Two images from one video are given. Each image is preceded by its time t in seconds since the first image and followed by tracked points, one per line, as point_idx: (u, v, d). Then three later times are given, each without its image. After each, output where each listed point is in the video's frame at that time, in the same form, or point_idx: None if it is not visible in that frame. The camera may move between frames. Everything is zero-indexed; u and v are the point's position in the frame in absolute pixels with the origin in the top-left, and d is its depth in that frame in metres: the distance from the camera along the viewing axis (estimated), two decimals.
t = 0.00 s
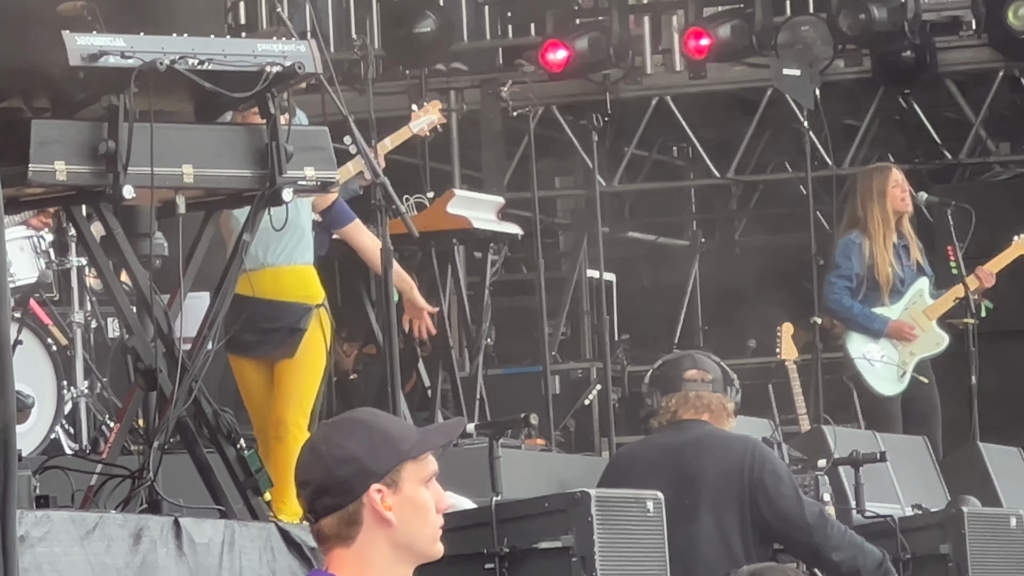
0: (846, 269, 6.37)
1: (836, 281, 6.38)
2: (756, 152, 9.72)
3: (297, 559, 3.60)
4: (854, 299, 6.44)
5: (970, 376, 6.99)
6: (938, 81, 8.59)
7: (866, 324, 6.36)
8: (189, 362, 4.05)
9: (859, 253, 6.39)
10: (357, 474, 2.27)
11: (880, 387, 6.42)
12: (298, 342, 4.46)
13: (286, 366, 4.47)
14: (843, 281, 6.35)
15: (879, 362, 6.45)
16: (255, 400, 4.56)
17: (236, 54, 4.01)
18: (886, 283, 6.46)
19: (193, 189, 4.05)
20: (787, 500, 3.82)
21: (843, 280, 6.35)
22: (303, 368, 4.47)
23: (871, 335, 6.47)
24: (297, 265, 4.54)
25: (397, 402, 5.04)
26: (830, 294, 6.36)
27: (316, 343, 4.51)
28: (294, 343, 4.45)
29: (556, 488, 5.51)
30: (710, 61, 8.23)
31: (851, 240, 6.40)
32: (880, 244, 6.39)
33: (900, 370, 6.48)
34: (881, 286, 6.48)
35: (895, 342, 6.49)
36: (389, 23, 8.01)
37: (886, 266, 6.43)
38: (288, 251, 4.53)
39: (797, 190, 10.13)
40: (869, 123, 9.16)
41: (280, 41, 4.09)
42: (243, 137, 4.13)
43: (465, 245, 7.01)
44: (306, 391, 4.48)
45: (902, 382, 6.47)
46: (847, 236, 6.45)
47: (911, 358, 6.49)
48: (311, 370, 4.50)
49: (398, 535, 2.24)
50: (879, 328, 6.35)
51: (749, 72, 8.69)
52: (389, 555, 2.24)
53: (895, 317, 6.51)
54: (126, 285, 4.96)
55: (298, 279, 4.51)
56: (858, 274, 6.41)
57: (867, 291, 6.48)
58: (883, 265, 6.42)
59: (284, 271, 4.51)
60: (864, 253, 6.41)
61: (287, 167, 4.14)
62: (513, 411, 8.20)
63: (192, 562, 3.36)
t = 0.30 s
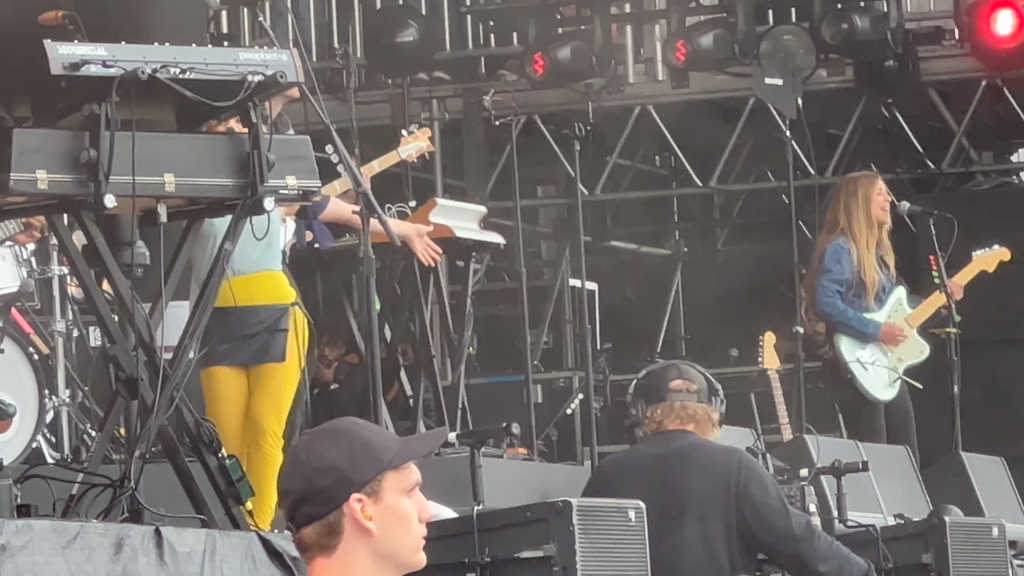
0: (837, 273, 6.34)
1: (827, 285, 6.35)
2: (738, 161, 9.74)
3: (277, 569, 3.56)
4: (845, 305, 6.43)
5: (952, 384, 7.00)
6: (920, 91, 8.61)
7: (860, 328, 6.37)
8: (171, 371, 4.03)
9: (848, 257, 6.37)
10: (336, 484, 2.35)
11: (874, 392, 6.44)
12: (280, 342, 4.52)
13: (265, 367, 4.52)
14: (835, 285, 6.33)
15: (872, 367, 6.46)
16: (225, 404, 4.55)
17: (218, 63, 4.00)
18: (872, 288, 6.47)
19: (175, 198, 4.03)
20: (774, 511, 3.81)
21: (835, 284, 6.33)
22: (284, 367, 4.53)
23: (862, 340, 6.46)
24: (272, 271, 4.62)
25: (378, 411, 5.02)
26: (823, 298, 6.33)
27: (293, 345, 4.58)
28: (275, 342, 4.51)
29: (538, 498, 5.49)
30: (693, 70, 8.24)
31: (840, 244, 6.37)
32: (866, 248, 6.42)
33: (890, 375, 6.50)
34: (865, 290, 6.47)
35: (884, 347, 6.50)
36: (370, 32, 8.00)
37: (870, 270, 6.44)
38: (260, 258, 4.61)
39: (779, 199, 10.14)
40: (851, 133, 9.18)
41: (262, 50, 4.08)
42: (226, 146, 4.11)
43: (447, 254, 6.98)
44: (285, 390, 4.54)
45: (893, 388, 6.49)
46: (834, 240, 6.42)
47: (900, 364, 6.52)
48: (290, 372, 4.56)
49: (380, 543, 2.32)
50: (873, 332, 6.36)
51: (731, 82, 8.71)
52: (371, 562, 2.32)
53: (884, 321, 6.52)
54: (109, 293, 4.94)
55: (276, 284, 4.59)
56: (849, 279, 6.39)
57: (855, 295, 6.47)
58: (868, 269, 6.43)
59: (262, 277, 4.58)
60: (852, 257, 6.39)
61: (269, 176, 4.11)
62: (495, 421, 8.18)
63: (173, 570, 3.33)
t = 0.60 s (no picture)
0: (833, 276, 6.28)
1: (824, 287, 6.29)
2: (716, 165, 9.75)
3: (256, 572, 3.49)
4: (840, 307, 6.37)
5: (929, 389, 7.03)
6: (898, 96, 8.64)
7: (858, 330, 6.30)
8: (149, 374, 4.01)
9: (841, 260, 6.34)
10: (315, 487, 2.35)
11: (871, 394, 6.46)
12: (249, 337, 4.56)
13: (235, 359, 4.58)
14: (833, 286, 6.27)
15: (868, 368, 6.48)
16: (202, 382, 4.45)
17: (196, 67, 3.99)
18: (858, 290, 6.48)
19: (153, 202, 4.01)
20: (759, 518, 3.82)
21: (832, 286, 6.28)
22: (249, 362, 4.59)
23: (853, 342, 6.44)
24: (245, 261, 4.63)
25: (357, 414, 5.01)
26: (821, 299, 6.26)
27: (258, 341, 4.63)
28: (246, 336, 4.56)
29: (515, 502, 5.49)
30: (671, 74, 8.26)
31: (831, 246, 6.34)
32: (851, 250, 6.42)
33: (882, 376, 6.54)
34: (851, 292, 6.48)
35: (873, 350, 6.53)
36: (349, 36, 8.00)
37: (857, 272, 6.45)
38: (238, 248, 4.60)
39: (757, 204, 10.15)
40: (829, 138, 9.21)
41: (241, 54, 4.07)
42: (205, 150, 4.10)
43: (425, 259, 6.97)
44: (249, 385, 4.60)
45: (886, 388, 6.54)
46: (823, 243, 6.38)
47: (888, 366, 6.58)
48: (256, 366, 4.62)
49: (358, 548, 2.31)
50: (870, 332, 6.31)
51: (709, 86, 8.73)
52: (349, 566, 2.31)
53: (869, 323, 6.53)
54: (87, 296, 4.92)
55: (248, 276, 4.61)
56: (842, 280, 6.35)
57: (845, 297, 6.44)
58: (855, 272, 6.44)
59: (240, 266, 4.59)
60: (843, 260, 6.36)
61: (247, 180, 4.10)
62: (474, 425, 8.17)
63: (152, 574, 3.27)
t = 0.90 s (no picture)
0: (807, 291, 6.36)
1: (798, 302, 6.37)
2: (696, 175, 9.77)
3: None
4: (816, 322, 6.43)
5: (909, 400, 7.04)
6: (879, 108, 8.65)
7: (831, 344, 6.37)
8: (130, 383, 4.00)
9: (817, 275, 6.39)
10: (295, 497, 2.34)
11: (845, 409, 6.48)
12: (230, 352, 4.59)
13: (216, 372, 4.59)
14: (806, 302, 6.35)
15: (843, 384, 6.48)
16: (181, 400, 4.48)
17: (178, 75, 3.98)
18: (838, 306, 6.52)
19: (135, 211, 4.00)
20: (741, 532, 3.82)
21: (805, 301, 6.35)
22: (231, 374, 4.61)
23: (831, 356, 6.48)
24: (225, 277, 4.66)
25: (336, 423, 5.00)
26: (794, 316, 6.34)
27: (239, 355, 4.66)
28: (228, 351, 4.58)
29: (494, 510, 5.48)
30: (651, 85, 8.28)
31: (807, 262, 6.39)
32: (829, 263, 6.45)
33: (860, 392, 6.56)
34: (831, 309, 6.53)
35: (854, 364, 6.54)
36: (328, 46, 8.02)
37: (837, 288, 6.49)
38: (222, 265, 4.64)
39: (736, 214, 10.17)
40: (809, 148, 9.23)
41: (222, 63, 4.06)
42: (186, 159, 4.08)
43: (404, 269, 6.96)
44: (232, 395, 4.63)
45: (864, 404, 6.55)
46: (800, 258, 6.42)
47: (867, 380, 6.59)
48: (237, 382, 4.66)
49: (340, 557, 2.31)
50: (844, 348, 6.36)
51: (689, 96, 8.74)
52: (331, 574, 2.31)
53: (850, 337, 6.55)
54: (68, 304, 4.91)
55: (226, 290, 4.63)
56: (818, 296, 6.41)
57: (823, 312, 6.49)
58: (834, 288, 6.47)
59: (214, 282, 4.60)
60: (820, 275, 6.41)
61: (228, 190, 4.09)
62: (453, 435, 8.16)
63: None
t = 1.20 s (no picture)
0: (780, 301, 6.41)
1: (770, 311, 6.41)
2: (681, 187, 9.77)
3: None
4: (790, 332, 6.49)
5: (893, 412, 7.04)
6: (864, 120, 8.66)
7: (802, 355, 6.41)
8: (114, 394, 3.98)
9: (793, 285, 6.45)
10: (278, 509, 2.32)
11: (816, 420, 6.46)
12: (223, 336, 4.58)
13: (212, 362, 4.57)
14: (779, 311, 6.39)
15: (813, 394, 6.50)
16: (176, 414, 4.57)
17: (162, 86, 3.96)
18: (819, 314, 6.53)
19: (120, 221, 3.99)
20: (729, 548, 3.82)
21: (778, 310, 6.40)
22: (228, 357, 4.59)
23: (806, 367, 6.52)
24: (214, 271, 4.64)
25: (321, 435, 4.97)
26: (766, 324, 6.38)
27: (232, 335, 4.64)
28: (225, 339, 4.58)
29: (478, 523, 5.45)
30: (636, 97, 8.29)
31: (785, 271, 6.45)
32: (811, 274, 6.46)
33: (834, 402, 6.53)
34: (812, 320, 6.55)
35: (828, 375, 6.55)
36: (314, 57, 8.01)
37: (818, 298, 6.51)
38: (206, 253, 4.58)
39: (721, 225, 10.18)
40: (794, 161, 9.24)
41: (207, 74, 4.05)
42: (171, 169, 4.07)
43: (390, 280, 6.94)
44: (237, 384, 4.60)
45: (838, 413, 6.52)
46: (781, 268, 6.48)
47: (845, 390, 6.55)
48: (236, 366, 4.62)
49: (323, 569, 2.30)
50: (814, 359, 6.40)
51: (675, 108, 8.74)
52: None
53: (831, 348, 6.58)
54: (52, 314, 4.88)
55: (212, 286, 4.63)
56: (794, 305, 6.46)
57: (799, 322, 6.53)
58: (816, 297, 6.50)
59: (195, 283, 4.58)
60: (797, 285, 6.46)
61: (213, 201, 4.07)
62: (437, 446, 8.14)
63: None
